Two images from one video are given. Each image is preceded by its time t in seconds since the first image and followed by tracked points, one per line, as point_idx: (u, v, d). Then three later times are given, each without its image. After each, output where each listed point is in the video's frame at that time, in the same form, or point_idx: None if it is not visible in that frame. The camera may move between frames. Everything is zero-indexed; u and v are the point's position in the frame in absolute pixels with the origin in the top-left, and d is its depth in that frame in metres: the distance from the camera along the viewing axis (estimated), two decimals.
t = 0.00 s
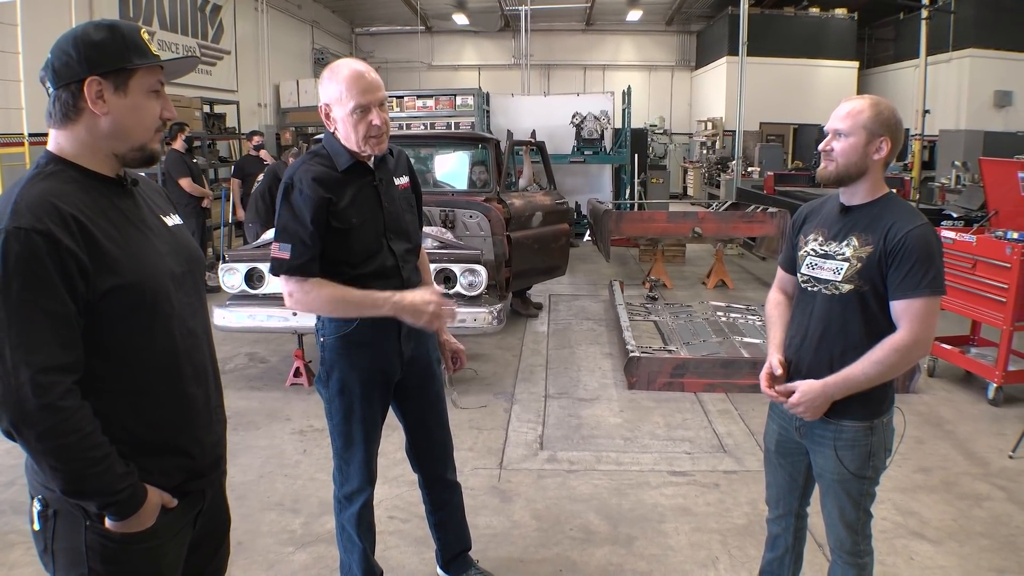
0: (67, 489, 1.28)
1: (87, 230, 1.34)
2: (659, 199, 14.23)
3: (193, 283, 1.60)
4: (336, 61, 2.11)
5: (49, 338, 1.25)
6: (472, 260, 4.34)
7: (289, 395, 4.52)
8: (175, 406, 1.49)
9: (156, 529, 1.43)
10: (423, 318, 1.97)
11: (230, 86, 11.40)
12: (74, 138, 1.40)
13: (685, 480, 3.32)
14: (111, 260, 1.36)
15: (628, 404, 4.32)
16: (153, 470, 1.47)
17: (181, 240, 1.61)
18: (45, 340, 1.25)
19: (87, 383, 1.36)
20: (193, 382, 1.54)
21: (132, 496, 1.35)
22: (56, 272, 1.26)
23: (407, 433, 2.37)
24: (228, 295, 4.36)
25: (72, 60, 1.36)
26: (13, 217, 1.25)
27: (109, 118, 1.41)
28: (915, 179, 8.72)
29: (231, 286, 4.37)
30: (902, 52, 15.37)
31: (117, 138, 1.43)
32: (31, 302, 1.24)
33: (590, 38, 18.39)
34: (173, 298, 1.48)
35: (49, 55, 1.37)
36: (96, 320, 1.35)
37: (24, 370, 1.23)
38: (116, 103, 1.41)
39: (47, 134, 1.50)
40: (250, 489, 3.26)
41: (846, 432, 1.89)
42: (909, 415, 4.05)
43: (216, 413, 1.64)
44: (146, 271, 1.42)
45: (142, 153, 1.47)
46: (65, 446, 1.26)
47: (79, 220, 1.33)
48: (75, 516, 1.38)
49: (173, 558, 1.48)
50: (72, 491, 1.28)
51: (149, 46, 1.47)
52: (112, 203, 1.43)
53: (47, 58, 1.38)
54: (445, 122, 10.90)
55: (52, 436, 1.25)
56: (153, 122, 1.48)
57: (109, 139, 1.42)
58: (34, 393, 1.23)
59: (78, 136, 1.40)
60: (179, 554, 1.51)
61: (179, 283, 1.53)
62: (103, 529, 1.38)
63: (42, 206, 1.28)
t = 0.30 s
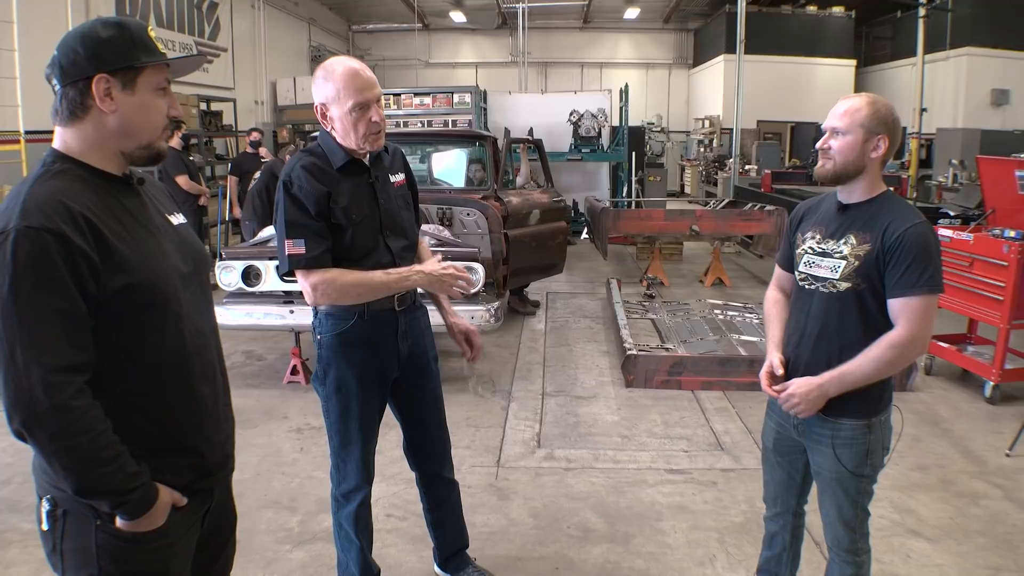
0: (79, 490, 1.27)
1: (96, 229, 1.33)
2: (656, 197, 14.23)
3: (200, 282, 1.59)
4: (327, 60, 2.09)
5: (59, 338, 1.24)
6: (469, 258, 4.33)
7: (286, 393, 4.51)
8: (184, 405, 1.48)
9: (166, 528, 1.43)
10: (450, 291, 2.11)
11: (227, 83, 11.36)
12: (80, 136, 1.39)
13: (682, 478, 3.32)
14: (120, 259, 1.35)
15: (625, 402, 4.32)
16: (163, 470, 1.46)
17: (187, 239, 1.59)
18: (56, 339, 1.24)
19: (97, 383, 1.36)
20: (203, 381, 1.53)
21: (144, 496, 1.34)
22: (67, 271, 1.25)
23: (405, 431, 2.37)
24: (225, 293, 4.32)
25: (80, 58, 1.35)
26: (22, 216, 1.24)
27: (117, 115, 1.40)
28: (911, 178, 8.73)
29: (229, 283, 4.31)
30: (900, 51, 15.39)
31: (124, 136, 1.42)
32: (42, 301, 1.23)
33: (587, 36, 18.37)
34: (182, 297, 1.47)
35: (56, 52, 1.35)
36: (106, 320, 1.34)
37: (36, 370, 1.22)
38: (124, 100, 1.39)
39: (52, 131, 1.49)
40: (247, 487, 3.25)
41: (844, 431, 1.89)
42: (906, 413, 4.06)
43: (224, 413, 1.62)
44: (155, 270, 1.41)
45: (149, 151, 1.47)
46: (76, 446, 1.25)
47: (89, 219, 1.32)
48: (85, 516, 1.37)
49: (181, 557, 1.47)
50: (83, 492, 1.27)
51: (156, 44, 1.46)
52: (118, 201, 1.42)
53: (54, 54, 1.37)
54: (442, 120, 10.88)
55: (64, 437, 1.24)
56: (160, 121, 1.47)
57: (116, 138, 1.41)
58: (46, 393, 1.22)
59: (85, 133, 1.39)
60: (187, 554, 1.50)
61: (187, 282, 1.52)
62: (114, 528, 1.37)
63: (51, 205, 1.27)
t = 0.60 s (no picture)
0: (89, 489, 1.26)
1: (104, 227, 1.32)
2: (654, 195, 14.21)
3: (207, 281, 1.58)
4: (326, 59, 2.08)
5: (69, 336, 1.24)
6: (469, 257, 4.33)
7: (284, 392, 4.51)
8: (193, 404, 1.47)
9: (175, 527, 1.42)
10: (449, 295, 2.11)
11: (225, 82, 11.34)
12: (88, 134, 1.39)
13: (681, 476, 3.32)
14: (129, 257, 1.35)
15: (624, 400, 4.32)
16: (172, 468, 1.46)
17: (193, 237, 1.59)
18: (65, 338, 1.23)
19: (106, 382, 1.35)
20: (211, 379, 1.53)
21: (153, 495, 1.34)
22: (76, 269, 1.25)
23: (404, 429, 2.37)
24: (224, 292, 4.31)
25: (87, 55, 1.34)
26: (31, 215, 1.23)
27: (124, 114, 1.39)
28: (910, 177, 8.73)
29: (228, 282, 4.29)
30: (898, 49, 15.39)
31: (132, 134, 1.41)
32: (52, 300, 1.22)
33: (586, 35, 18.35)
34: (190, 295, 1.47)
35: (63, 50, 1.35)
36: (114, 319, 1.34)
37: (45, 369, 1.22)
38: (131, 98, 1.39)
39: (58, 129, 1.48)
40: (246, 485, 3.25)
41: (844, 430, 1.89)
42: (905, 411, 4.06)
43: (232, 411, 1.62)
44: (163, 269, 1.41)
45: (156, 149, 1.46)
46: (85, 445, 1.25)
47: (97, 217, 1.32)
48: (94, 515, 1.37)
49: (190, 555, 1.47)
50: (93, 491, 1.27)
51: (162, 41, 1.46)
52: (126, 199, 1.42)
53: (60, 52, 1.36)
54: (440, 118, 10.87)
55: (73, 436, 1.24)
56: (168, 118, 1.47)
57: (124, 136, 1.41)
58: (55, 392, 1.22)
59: (92, 131, 1.39)
60: (195, 553, 1.50)
61: (194, 281, 1.52)
62: (123, 527, 1.37)
63: (60, 204, 1.27)
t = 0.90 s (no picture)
0: (90, 487, 1.26)
1: (107, 224, 1.31)
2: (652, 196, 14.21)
3: (210, 278, 1.58)
4: (325, 58, 2.07)
5: (71, 333, 1.23)
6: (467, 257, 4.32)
7: (281, 390, 4.50)
8: (196, 402, 1.47)
9: (177, 525, 1.42)
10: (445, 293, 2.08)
11: (224, 79, 11.32)
12: (92, 130, 1.38)
13: (678, 477, 3.32)
14: (133, 255, 1.34)
15: (622, 401, 4.32)
16: (174, 466, 1.45)
17: (197, 235, 1.58)
18: (67, 336, 1.22)
19: (109, 379, 1.34)
20: (214, 378, 1.52)
21: (155, 493, 1.33)
22: (79, 266, 1.24)
23: (402, 429, 2.36)
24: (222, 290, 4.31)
25: (91, 52, 1.34)
26: (35, 211, 1.23)
27: (128, 111, 1.38)
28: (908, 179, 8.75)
29: (225, 280, 4.30)
30: (897, 52, 15.42)
31: (135, 131, 1.41)
32: (55, 297, 1.21)
33: (585, 35, 18.35)
34: (193, 293, 1.46)
35: (67, 47, 1.34)
36: (118, 316, 1.33)
37: (48, 366, 1.21)
38: (135, 95, 1.38)
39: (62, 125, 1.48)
40: (242, 484, 3.24)
41: (841, 432, 1.89)
42: (902, 414, 4.07)
43: (235, 409, 1.62)
44: (167, 267, 1.40)
45: (160, 146, 1.46)
46: (88, 443, 1.24)
47: (101, 214, 1.31)
48: (96, 512, 1.36)
49: (191, 554, 1.47)
50: (94, 489, 1.26)
51: (167, 38, 1.45)
52: (129, 196, 1.41)
53: (65, 49, 1.35)
54: (439, 118, 10.86)
55: (76, 434, 1.23)
56: (171, 115, 1.46)
57: (128, 133, 1.40)
58: (57, 390, 1.21)
59: (96, 128, 1.38)
60: (196, 552, 1.49)
61: (197, 279, 1.51)
62: (124, 525, 1.36)
63: (64, 200, 1.26)
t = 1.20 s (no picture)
0: (92, 484, 1.26)
1: (111, 222, 1.31)
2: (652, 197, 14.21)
3: (214, 277, 1.58)
4: (333, 58, 2.06)
5: (75, 331, 1.23)
6: (467, 257, 4.32)
7: (280, 389, 4.50)
8: (198, 401, 1.47)
9: (178, 524, 1.42)
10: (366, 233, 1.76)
11: (225, 77, 11.32)
12: (98, 128, 1.38)
13: (676, 479, 3.32)
14: (137, 253, 1.34)
15: (621, 402, 4.32)
16: (176, 465, 1.45)
17: (200, 233, 1.58)
18: (70, 334, 1.22)
19: (112, 377, 1.34)
20: (216, 376, 1.52)
21: (157, 492, 1.33)
22: (83, 264, 1.24)
23: (401, 429, 2.36)
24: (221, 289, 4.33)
25: (97, 49, 1.33)
26: (39, 208, 1.22)
27: (134, 108, 1.38)
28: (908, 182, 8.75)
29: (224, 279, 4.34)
30: (897, 54, 15.43)
31: (141, 129, 1.40)
32: (59, 294, 1.21)
33: (586, 36, 18.36)
34: (196, 292, 1.46)
35: (74, 43, 1.34)
36: (122, 313, 1.33)
37: (50, 364, 1.21)
38: (141, 93, 1.38)
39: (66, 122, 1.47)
40: (241, 482, 3.24)
41: (840, 434, 1.89)
42: (901, 417, 4.07)
43: (238, 407, 1.61)
44: (171, 266, 1.40)
45: (165, 144, 1.46)
46: (90, 440, 1.24)
47: (105, 212, 1.31)
48: (97, 510, 1.36)
49: (191, 553, 1.47)
50: (96, 486, 1.26)
51: (173, 36, 1.45)
52: (133, 194, 1.41)
53: (70, 46, 1.35)
54: (439, 117, 10.86)
55: (78, 431, 1.23)
56: (177, 113, 1.46)
57: (134, 130, 1.40)
58: (60, 387, 1.21)
59: (102, 125, 1.38)
60: (196, 551, 1.49)
61: (200, 277, 1.51)
62: (126, 523, 1.36)
63: (69, 197, 1.26)
